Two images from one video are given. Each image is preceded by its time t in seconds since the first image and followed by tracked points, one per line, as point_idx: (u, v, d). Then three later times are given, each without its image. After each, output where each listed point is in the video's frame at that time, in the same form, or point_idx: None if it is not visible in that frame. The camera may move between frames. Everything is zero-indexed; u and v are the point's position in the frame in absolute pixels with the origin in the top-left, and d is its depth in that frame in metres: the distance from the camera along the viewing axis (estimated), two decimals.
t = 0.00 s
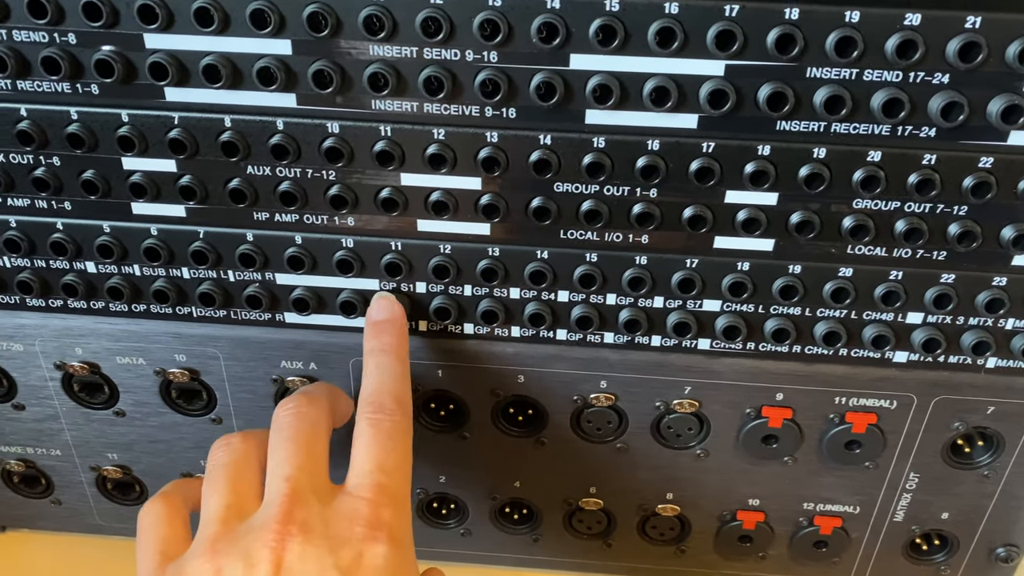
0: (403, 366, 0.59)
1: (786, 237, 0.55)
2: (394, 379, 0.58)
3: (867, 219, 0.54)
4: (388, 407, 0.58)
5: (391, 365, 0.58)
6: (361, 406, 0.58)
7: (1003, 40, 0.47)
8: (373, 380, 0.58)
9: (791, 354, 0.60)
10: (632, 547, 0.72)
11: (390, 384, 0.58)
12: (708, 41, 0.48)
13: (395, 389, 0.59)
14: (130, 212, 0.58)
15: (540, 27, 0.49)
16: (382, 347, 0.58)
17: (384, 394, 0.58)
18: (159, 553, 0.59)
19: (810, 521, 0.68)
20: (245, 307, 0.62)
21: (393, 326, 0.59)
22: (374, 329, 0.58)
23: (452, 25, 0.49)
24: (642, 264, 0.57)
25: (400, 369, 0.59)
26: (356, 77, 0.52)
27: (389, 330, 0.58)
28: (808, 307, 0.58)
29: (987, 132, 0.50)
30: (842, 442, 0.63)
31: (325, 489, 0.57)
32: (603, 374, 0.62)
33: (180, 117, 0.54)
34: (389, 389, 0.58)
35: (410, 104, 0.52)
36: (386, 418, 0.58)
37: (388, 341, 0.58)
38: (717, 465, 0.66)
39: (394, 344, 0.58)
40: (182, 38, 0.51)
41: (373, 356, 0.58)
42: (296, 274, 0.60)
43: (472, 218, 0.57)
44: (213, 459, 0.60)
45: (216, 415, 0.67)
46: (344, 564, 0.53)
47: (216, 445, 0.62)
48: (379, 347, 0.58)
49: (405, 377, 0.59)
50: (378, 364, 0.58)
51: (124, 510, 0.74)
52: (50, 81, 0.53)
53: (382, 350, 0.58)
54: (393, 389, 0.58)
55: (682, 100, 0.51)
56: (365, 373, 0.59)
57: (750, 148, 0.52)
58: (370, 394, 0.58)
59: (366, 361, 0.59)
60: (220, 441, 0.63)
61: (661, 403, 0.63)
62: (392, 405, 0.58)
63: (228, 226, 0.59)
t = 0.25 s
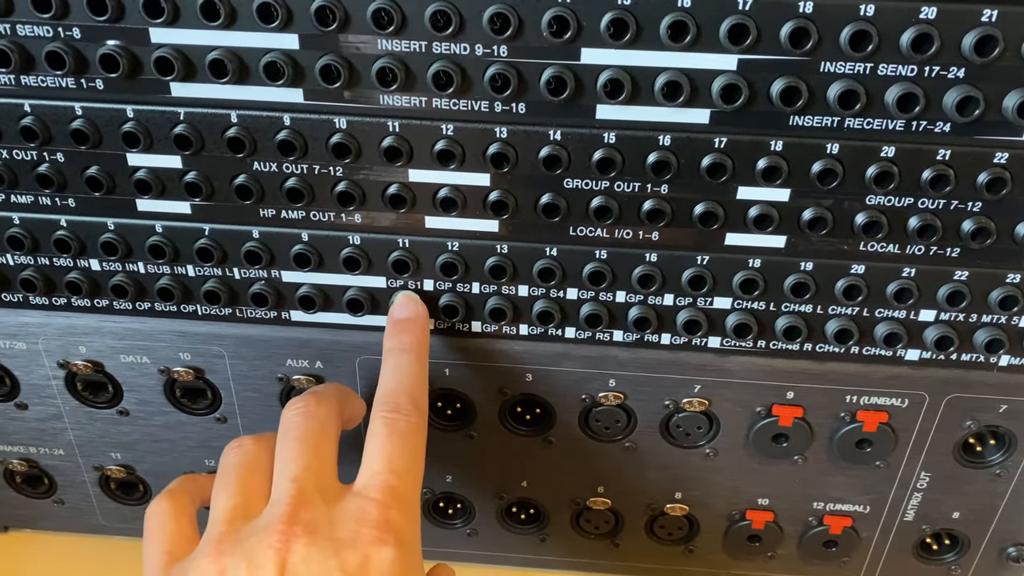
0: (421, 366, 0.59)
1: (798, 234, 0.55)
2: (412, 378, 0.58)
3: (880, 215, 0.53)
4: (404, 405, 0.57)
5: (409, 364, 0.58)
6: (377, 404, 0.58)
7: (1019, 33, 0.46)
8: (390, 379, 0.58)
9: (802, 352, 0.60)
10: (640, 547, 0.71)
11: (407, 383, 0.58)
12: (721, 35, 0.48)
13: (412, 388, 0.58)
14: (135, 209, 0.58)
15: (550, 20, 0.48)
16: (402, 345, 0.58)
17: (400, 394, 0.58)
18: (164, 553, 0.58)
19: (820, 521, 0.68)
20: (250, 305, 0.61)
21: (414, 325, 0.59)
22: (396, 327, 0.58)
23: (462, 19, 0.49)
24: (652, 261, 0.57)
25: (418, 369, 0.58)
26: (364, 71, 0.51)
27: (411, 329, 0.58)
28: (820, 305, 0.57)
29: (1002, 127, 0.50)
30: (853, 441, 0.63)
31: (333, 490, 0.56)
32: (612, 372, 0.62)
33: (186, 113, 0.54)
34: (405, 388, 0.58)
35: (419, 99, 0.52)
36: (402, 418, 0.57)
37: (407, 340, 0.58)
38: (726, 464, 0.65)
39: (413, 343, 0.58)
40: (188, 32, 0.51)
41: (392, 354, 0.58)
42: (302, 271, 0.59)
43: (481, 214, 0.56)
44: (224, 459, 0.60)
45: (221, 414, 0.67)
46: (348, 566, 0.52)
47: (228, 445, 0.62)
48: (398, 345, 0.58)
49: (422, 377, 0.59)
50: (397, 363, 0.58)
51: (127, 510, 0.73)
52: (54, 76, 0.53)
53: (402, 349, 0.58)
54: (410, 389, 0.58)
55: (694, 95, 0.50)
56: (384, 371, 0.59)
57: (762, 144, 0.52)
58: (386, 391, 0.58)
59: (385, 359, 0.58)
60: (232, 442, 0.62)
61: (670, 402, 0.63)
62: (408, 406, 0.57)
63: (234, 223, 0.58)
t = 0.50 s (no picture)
0: (430, 369, 0.59)
1: (810, 237, 0.55)
2: (421, 381, 0.58)
3: (892, 218, 0.53)
4: (414, 408, 0.57)
5: (418, 367, 0.58)
6: (386, 407, 0.58)
7: None
8: (400, 382, 0.58)
9: (813, 355, 0.60)
10: (649, 550, 0.71)
11: (416, 386, 0.58)
12: (735, 38, 0.48)
13: (421, 391, 0.58)
14: (145, 212, 0.58)
15: (564, 23, 0.48)
16: (411, 348, 0.58)
17: (410, 396, 0.58)
18: (173, 557, 0.58)
19: (830, 524, 0.68)
20: (261, 308, 0.61)
21: (423, 328, 0.59)
22: (405, 331, 0.58)
23: (475, 22, 0.49)
24: (663, 264, 0.57)
25: (427, 372, 0.58)
26: (376, 75, 0.51)
27: (420, 332, 0.58)
28: (831, 308, 0.57)
29: (1015, 130, 0.50)
30: (863, 444, 0.63)
31: (343, 493, 0.56)
32: (622, 375, 0.62)
33: (197, 116, 0.54)
34: (414, 391, 0.58)
35: (431, 102, 0.52)
36: (412, 420, 0.57)
37: (417, 342, 0.58)
38: (736, 467, 0.65)
39: (423, 346, 0.58)
40: (200, 35, 0.51)
41: (401, 357, 0.58)
42: (313, 274, 0.59)
43: (492, 218, 0.56)
44: (234, 463, 0.60)
45: (230, 417, 0.67)
46: (357, 568, 0.52)
47: (237, 449, 0.62)
48: (408, 348, 0.58)
49: (431, 380, 0.59)
50: (406, 366, 0.58)
51: (135, 513, 0.73)
52: (65, 79, 0.53)
53: (411, 351, 0.58)
54: (419, 391, 0.58)
55: (707, 98, 0.50)
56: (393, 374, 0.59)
57: (774, 146, 0.52)
58: (395, 394, 0.57)
59: (394, 362, 0.58)
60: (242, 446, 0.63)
61: (680, 405, 0.63)
62: (417, 408, 0.57)
63: (244, 227, 0.58)
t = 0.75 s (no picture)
0: (441, 373, 0.58)
1: (823, 238, 0.55)
2: (431, 385, 0.58)
3: (905, 219, 0.53)
4: (424, 412, 0.57)
5: (429, 371, 0.58)
6: (397, 411, 0.57)
7: None
8: (411, 385, 0.57)
9: (824, 356, 0.60)
10: (659, 550, 0.71)
11: (427, 390, 0.57)
12: (749, 40, 0.48)
13: (431, 395, 0.58)
14: (158, 213, 0.58)
15: (579, 25, 0.48)
16: (423, 351, 0.58)
17: (421, 400, 0.57)
18: (184, 559, 0.59)
19: (840, 524, 0.68)
20: (273, 309, 0.61)
21: (434, 332, 0.58)
22: (417, 334, 0.58)
23: (489, 24, 0.49)
24: (676, 265, 0.57)
25: (438, 375, 0.58)
26: (390, 76, 0.51)
27: (432, 335, 0.58)
28: (843, 308, 0.58)
29: None
30: (874, 444, 0.63)
31: (352, 496, 0.57)
32: (634, 376, 0.62)
33: (211, 117, 0.54)
34: (425, 394, 0.57)
35: (445, 104, 0.52)
36: (422, 424, 0.57)
37: (427, 347, 0.58)
38: (747, 468, 0.65)
39: (434, 350, 0.58)
40: (214, 37, 0.51)
41: (412, 362, 0.58)
42: (325, 276, 0.59)
43: (505, 218, 0.56)
44: (242, 464, 0.60)
45: (241, 418, 0.67)
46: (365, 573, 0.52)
47: (246, 450, 0.62)
48: (418, 352, 0.58)
49: (442, 384, 0.58)
50: (418, 369, 0.58)
51: (145, 513, 0.73)
52: (79, 81, 0.53)
53: (421, 356, 0.58)
54: (429, 395, 0.57)
55: (721, 99, 0.50)
56: (404, 378, 0.58)
57: (788, 148, 0.52)
58: (405, 398, 0.57)
59: (405, 365, 0.58)
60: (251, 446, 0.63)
61: (691, 406, 0.63)
62: (427, 412, 0.57)
63: (257, 228, 0.58)
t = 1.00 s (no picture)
0: (439, 410, 0.59)
1: (827, 234, 0.54)
2: (429, 421, 0.59)
3: (909, 214, 0.52)
4: (423, 449, 0.58)
5: (427, 408, 0.59)
6: (396, 446, 0.58)
7: None
8: (409, 422, 0.58)
9: (828, 353, 0.59)
10: (659, 549, 0.71)
11: (424, 427, 0.58)
12: (752, 32, 0.47)
13: (430, 432, 0.58)
14: (153, 209, 0.57)
15: (579, 17, 0.48)
16: (421, 387, 0.59)
17: (419, 437, 0.58)
18: None
19: (843, 523, 0.67)
20: (270, 306, 0.60)
21: (432, 367, 0.59)
22: (415, 368, 0.59)
23: (489, 16, 0.48)
24: (677, 261, 0.56)
25: (435, 413, 0.59)
26: (388, 69, 0.50)
27: (430, 371, 0.59)
28: (847, 305, 0.57)
29: None
30: (878, 442, 0.62)
31: (352, 530, 0.57)
32: (635, 374, 0.61)
33: (207, 111, 0.53)
34: (423, 431, 0.58)
35: (444, 97, 0.51)
36: (420, 461, 0.57)
37: (425, 382, 0.59)
38: (749, 466, 0.65)
39: (431, 386, 0.59)
40: (210, 30, 0.50)
41: (411, 398, 0.59)
42: (323, 272, 0.59)
43: (505, 214, 0.55)
44: (244, 491, 0.61)
45: (238, 416, 0.66)
46: None
47: (247, 476, 0.62)
48: (417, 388, 0.59)
49: (440, 421, 0.59)
50: (415, 406, 0.59)
51: (142, 513, 0.73)
52: (73, 74, 0.52)
53: (419, 392, 0.59)
54: (428, 432, 0.58)
55: (724, 93, 0.50)
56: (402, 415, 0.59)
57: (791, 142, 0.51)
58: (404, 434, 0.58)
59: (404, 402, 0.59)
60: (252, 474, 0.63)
61: (693, 404, 0.62)
62: (426, 448, 0.58)
63: (255, 224, 0.57)
